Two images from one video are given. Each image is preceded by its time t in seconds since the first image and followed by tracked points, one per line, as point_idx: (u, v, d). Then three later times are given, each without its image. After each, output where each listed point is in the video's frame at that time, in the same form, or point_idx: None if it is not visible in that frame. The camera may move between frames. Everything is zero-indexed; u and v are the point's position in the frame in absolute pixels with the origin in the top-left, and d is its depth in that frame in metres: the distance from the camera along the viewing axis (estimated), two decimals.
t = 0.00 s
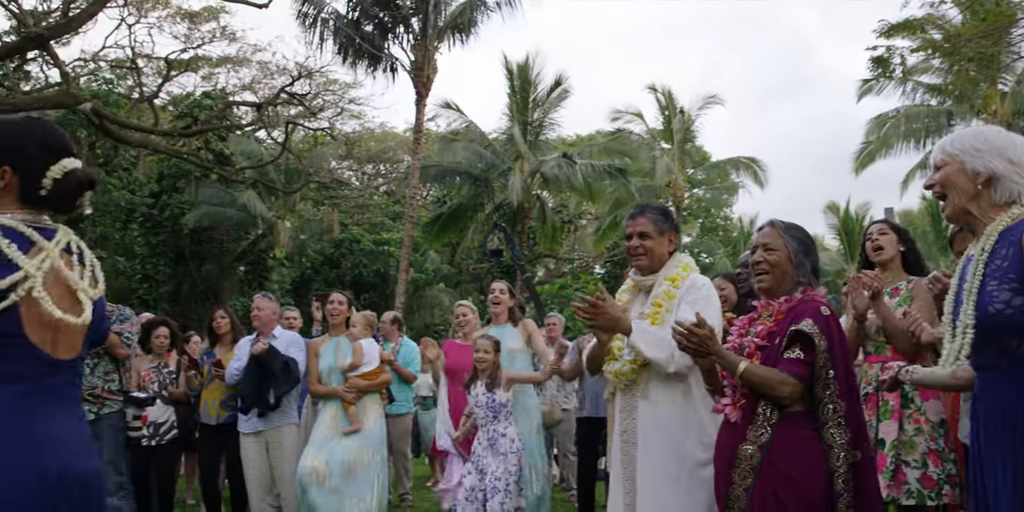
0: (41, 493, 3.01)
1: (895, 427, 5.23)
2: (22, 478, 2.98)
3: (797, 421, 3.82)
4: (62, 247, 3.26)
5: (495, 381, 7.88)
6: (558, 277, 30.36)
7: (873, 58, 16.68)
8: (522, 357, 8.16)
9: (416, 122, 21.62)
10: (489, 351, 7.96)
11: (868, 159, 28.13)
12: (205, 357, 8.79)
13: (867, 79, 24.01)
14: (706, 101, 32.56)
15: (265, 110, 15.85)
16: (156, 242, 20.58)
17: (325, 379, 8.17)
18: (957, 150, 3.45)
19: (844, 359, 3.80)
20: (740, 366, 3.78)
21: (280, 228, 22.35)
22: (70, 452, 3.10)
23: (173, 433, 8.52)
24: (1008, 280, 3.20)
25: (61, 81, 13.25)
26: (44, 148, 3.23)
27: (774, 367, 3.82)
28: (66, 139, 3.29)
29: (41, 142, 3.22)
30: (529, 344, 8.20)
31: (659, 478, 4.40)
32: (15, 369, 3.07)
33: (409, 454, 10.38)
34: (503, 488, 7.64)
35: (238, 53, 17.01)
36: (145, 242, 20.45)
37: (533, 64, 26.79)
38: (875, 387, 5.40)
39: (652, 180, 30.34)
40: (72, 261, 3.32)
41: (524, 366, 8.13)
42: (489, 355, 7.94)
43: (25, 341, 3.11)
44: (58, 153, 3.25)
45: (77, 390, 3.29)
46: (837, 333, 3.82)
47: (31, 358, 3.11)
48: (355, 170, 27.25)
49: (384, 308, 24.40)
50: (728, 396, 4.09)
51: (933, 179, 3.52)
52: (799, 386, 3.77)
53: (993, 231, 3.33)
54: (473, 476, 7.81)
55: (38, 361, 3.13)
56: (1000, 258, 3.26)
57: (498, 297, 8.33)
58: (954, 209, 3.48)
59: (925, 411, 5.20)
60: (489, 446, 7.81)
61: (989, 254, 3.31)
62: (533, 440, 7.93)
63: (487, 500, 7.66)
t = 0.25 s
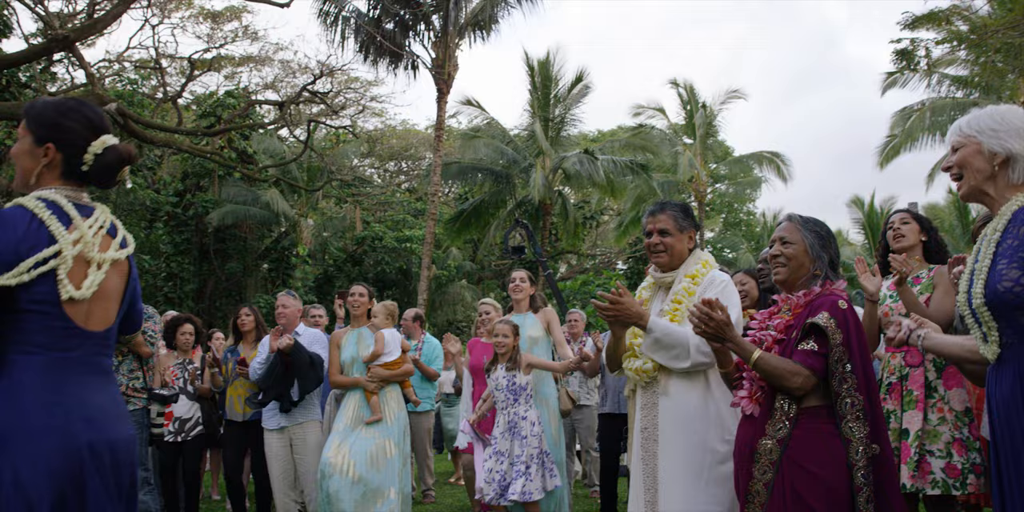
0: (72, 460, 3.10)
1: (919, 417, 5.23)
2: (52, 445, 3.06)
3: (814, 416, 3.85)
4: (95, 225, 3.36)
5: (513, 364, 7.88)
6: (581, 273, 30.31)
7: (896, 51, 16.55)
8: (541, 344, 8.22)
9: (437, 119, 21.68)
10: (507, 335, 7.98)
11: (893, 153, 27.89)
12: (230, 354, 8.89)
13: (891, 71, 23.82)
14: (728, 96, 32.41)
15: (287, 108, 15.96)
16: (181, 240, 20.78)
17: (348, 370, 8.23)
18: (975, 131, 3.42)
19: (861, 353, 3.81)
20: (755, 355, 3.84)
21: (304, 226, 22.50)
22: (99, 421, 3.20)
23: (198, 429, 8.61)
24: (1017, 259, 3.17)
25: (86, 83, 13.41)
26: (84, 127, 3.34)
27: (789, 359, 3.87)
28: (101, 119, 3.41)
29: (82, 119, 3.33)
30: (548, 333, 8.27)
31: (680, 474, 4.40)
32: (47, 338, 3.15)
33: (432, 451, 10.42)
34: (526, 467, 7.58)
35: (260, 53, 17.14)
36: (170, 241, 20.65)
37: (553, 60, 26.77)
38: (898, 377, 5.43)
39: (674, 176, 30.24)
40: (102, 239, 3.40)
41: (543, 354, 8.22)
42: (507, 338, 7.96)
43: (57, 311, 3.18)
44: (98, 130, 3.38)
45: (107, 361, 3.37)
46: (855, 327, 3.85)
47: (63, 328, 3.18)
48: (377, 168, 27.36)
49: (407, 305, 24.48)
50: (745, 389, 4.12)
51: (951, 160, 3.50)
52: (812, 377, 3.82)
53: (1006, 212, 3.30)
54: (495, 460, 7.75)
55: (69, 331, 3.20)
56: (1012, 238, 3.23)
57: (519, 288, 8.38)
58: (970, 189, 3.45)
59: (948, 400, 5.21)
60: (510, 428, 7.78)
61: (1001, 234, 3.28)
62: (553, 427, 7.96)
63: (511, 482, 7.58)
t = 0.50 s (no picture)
0: (107, 427, 3.14)
1: (944, 412, 5.19)
2: (89, 413, 3.11)
3: (831, 409, 3.85)
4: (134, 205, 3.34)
5: (533, 351, 7.88)
6: (602, 269, 30.27)
7: (919, 43, 16.42)
8: (560, 333, 8.21)
9: (457, 116, 21.71)
10: (527, 323, 7.92)
11: (917, 146, 27.65)
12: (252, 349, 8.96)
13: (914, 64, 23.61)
14: (749, 90, 32.21)
15: (307, 106, 16.01)
16: (203, 238, 20.96)
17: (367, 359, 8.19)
18: (994, 110, 3.40)
19: (877, 346, 3.81)
20: (769, 342, 3.84)
21: (325, 223, 22.60)
22: (134, 387, 3.24)
23: (222, 424, 8.71)
24: None
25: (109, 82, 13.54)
26: (124, 107, 3.38)
27: (804, 350, 3.88)
28: (142, 102, 3.47)
29: (124, 100, 3.38)
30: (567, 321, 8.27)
31: (699, 469, 4.40)
32: (81, 306, 3.17)
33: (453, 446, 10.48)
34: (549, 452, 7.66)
35: (281, 51, 17.24)
36: (193, 238, 20.83)
37: (573, 56, 26.73)
38: (921, 371, 5.36)
39: (695, 170, 30.13)
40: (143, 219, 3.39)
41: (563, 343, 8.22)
42: (527, 326, 7.91)
43: (95, 278, 3.20)
44: (140, 112, 3.42)
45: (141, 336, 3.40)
46: (872, 320, 3.84)
47: (99, 298, 3.21)
48: (397, 165, 27.43)
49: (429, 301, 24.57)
50: (761, 382, 4.12)
51: (971, 139, 3.48)
52: (825, 368, 3.83)
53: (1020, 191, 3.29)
54: (514, 445, 7.76)
55: (107, 301, 3.23)
56: None
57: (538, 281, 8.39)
58: (988, 169, 3.44)
59: (972, 393, 5.19)
60: (529, 413, 7.80)
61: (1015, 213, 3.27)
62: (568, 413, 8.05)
63: (533, 466, 7.64)
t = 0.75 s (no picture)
0: (147, 415, 3.05)
1: (965, 408, 5.18)
2: (127, 400, 3.02)
3: (846, 404, 3.85)
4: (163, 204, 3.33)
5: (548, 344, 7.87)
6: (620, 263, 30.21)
7: (940, 34, 16.28)
8: (574, 328, 8.29)
9: (475, 110, 21.71)
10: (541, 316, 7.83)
11: (938, 138, 27.40)
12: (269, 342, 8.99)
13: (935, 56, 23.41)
14: (768, 83, 32.04)
15: (325, 102, 16.06)
16: (223, 234, 21.10)
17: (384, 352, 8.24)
18: (1012, 99, 3.37)
19: (892, 340, 3.80)
20: (783, 335, 3.85)
21: (343, 218, 22.67)
22: (168, 376, 3.17)
23: (242, 418, 8.80)
24: None
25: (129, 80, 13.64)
26: (158, 105, 3.33)
27: (819, 344, 3.88)
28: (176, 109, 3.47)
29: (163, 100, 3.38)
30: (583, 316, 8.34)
31: (712, 463, 4.42)
32: (114, 294, 3.10)
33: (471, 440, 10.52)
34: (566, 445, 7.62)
35: (299, 47, 17.30)
36: (212, 234, 20.98)
37: (591, 50, 26.66)
38: (940, 367, 5.38)
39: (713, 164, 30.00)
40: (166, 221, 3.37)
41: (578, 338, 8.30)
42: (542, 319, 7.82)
43: (129, 265, 3.15)
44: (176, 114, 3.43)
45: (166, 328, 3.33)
46: (887, 314, 3.84)
47: (131, 284, 3.15)
48: (415, 160, 27.47)
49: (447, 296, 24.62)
50: (776, 376, 4.12)
51: (988, 127, 3.46)
52: (839, 363, 3.83)
53: None
54: (530, 438, 7.68)
55: (140, 289, 3.17)
56: None
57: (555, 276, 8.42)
58: (1004, 158, 3.43)
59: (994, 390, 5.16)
60: (544, 407, 7.73)
61: None
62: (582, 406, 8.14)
63: (551, 459, 7.58)
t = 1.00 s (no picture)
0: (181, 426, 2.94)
1: (983, 404, 5.16)
2: (160, 410, 2.91)
3: (858, 400, 3.86)
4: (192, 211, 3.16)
5: (562, 346, 7.86)
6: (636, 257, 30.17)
7: (959, 26, 16.15)
8: (587, 330, 8.31)
9: (490, 104, 21.70)
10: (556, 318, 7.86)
11: (957, 131, 27.18)
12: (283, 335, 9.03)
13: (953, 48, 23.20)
14: (785, 75, 31.86)
15: (341, 96, 16.10)
16: (239, 229, 21.25)
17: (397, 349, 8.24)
18: None
19: (904, 337, 3.82)
20: (798, 335, 3.86)
21: (359, 212, 22.74)
22: (198, 385, 3.06)
23: (258, 412, 8.88)
24: None
25: (145, 76, 13.70)
26: (183, 121, 3.22)
27: (833, 342, 3.89)
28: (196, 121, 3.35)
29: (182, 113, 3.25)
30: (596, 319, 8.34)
31: (724, 457, 4.43)
32: (141, 302, 2.98)
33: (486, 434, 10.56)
34: (579, 447, 7.61)
35: (314, 42, 17.35)
36: (228, 229, 21.13)
37: (606, 43, 26.58)
38: (956, 363, 5.35)
39: (729, 158, 29.88)
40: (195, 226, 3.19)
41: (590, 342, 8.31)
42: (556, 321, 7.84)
43: (156, 272, 3.03)
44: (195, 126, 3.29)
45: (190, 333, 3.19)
46: (899, 311, 3.85)
47: (158, 293, 3.02)
48: (430, 154, 27.49)
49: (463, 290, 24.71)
50: (790, 373, 4.12)
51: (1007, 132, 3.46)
52: (854, 361, 3.84)
53: None
54: (542, 439, 7.67)
55: (166, 296, 3.04)
56: None
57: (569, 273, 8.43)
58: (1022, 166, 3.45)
59: (1011, 388, 5.15)
60: (557, 408, 7.72)
61: None
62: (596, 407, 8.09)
63: (564, 460, 7.56)
